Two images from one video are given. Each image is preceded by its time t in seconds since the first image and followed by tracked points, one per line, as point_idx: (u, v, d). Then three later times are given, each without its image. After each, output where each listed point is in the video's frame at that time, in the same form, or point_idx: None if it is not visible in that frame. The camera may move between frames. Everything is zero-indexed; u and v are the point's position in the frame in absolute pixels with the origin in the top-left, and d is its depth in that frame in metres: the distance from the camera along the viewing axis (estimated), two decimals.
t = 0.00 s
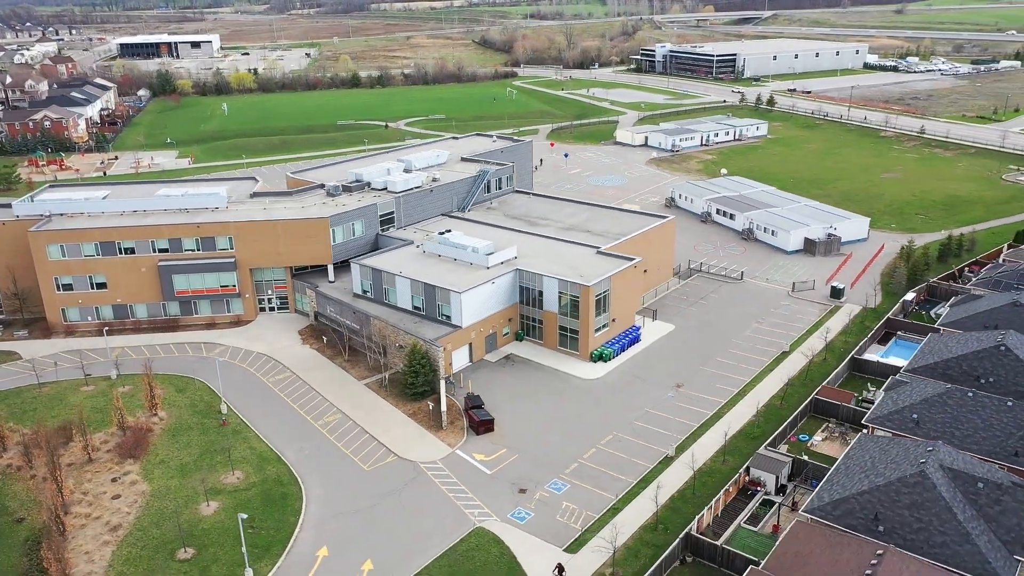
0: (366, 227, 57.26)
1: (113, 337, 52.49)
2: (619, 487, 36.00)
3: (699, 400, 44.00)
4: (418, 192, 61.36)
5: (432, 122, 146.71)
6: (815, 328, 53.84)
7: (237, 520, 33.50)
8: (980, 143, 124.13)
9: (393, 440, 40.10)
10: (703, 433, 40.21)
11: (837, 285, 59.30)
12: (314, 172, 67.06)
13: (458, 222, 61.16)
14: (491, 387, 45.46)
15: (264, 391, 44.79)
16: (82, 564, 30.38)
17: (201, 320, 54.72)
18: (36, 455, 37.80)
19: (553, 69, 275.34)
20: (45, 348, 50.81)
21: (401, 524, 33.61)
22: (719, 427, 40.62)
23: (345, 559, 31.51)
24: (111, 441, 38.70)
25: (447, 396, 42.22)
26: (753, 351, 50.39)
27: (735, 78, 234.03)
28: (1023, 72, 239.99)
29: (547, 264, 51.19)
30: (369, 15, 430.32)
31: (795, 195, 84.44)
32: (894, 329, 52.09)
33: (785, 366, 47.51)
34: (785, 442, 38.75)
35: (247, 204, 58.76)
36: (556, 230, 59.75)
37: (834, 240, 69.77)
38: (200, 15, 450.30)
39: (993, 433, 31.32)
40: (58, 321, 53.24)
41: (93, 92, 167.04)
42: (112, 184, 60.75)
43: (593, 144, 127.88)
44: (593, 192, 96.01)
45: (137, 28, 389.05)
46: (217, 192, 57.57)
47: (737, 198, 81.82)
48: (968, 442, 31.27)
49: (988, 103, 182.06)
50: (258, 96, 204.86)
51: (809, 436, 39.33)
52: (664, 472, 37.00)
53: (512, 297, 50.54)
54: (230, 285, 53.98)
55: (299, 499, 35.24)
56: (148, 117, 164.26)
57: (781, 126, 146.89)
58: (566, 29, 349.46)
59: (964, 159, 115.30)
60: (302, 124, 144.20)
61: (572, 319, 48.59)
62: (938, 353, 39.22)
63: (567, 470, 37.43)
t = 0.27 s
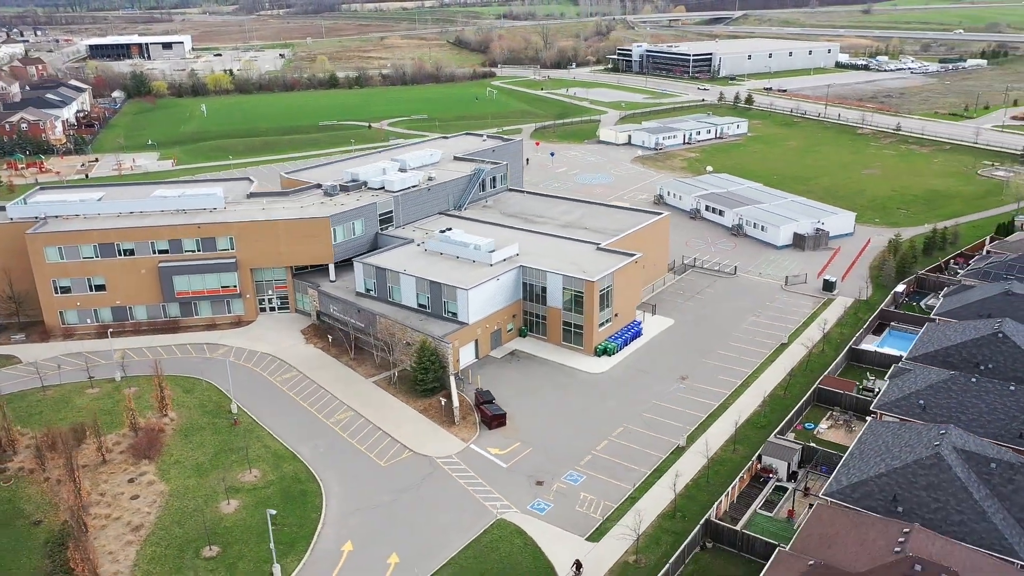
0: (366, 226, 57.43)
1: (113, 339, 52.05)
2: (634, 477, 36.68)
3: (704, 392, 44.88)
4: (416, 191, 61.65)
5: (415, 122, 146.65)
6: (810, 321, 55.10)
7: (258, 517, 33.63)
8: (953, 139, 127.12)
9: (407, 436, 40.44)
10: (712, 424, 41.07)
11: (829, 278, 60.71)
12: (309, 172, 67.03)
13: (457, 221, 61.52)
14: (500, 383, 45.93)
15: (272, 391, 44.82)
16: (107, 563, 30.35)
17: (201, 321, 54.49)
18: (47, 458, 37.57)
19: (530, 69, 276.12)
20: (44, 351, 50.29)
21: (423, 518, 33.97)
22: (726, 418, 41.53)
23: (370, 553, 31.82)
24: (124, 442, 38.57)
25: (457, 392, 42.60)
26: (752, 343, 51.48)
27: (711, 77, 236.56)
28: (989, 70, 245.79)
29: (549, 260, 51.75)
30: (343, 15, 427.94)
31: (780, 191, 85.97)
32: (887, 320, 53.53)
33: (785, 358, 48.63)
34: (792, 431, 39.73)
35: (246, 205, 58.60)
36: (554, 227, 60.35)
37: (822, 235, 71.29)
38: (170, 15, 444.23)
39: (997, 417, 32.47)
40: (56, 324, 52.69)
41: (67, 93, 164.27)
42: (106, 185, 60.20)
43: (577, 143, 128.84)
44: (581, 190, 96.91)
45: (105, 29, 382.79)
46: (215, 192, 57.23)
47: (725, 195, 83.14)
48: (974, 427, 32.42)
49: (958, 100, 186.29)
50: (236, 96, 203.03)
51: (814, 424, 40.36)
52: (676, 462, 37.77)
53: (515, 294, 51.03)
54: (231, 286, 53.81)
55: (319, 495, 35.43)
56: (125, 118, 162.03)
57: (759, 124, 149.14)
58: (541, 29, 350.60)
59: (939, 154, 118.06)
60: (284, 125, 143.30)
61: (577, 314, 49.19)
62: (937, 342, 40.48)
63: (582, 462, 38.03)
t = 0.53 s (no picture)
0: (366, 225, 57.59)
1: (113, 341, 51.64)
2: (649, 468, 37.37)
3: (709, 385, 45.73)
4: (415, 190, 61.92)
5: (399, 121, 146.53)
6: (806, 313, 56.33)
7: (280, 514, 33.78)
8: (929, 136, 129.96)
9: (421, 432, 40.75)
10: (719, 415, 41.91)
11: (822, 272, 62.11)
12: (305, 172, 67.00)
13: (455, 219, 61.88)
14: (508, 378, 46.41)
15: (282, 390, 44.85)
16: (133, 563, 30.34)
17: (203, 322, 54.25)
18: (61, 460, 37.39)
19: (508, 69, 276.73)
20: (45, 354, 49.77)
21: (445, 512, 34.30)
22: (734, 409, 42.40)
23: (396, 546, 32.10)
24: (138, 443, 38.49)
25: (468, 388, 42.98)
26: (752, 336, 52.53)
27: (688, 76, 238.88)
28: (957, 68, 251.14)
29: (552, 257, 52.32)
30: (318, 16, 425.32)
31: (767, 188, 87.43)
32: (881, 311, 55.02)
33: (785, 351, 49.70)
34: (798, 420, 40.67)
35: (244, 205, 58.46)
36: (552, 225, 60.96)
37: (812, 230, 72.78)
38: (140, 16, 438.06)
39: (1000, 401, 33.69)
40: (55, 327, 52.15)
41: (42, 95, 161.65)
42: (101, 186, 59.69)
43: (562, 142, 129.71)
44: (570, 188, 97.71)
45: (74, 30, 376.53)
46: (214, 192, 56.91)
47: (714, 192, 84.41)
48: (979, 411, 33.55)
49: (931, 98, 190.21)
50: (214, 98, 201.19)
51: (820, 413, 41.35)
52: (689, 451, 38.51)
53: (519, 290, 51.55)
54: (233, 286, 53.65)
55: (339, 492, 35.62)
56: (102, 120, 159.85)
57: (740, 122, 151.22)
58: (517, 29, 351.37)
59: (916, 151, 120.68)
60: (267, 126, 142.37)
61: (581, 309, 49.85)
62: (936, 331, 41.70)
63: (597, 453, 38.65)
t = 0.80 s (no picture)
0: (368, 224, 57.77)
1: (115, 343, 51.27)
2: (663, 458, 38.12)
3: (714, 377, 46.59)
4: (414, 189, 62.22)
5: (383, 121, 146.22)
6: (802, 307, 57.61)
7: (303, 510, 33.96)
8: (907, 133, 132.60)
9: (435, 427, 41.11)
10: (727, 406, 42.82)
11: (815, 266, 63.53)
12: (302, 172, 66.97)
13: (454, 218, 62.22)
14: (516, 374, 46.96)
15: (292, 389, 44.89)
16: (161, 561, 30.38)
17: (205, 323, 54.04)
18: (76, 462, 37.23)
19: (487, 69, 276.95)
20: (47, 357, 49.29)
21: (467, 504, 34.70)
22: (741, 399, 43.32)
23: (422, 539, 32.46)
24: (153, 443, 38.42)
25: (480, 383, 43.42)
26: (751, 329, 53.61)
27: (666, 75, 240.85)
28: (928, 67, 256.10)
29: (555, 253, 52.93)
30: (292, 16, 422.19)
31: (755, 184, 88.82)
32: (874, 303, 56.55)
33: (785, 343, 50.80)
34: (804, 409, 41.67)
35: (244, 205, 58.30)
36: (551, 222, 61.55)
37: (801, 225, 74.25)
38: (110, 16, 431.43)
39: (1003, 386, 34.90)
40: (55, 329, 51.63)
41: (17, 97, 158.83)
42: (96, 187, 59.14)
43: (547, 141, 130.41)
44: (560, 186, 98.42)
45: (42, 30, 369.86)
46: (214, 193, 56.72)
47: (704, 189, 85.62)
48: (984, 396, 34.75)
49: (905, 96, 193.95)
50: (192, 98, 199.10)
51: (824, 402, 42.40)
52: (701, 441, 39.33)
53: (523, 287, 52.12)
54: (235, 286, 53.53)
55: (359, 487, 35.85)
56: (80, 122, 157.43)
57: (721, 120, 153.13)
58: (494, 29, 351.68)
59: (895, 147, 123.14)
60: (249, 126, 141.21)
61: (585, 305, 50.56)
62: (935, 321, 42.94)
63: (611, 445, 39.34)
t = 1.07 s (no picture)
0: (369, 223, 57.92)
1: (118, 345, 50.92)
2: (676, 448, 38.86)
3: (718, 370, 47.46)
4: (413, 188, 62.47)
5: (367, 121, 145.82)
6: (797, 300, 58.86)
7: (326, 506, 34.15)
8: (885, 130, 135.21)
9: (449, 423, 41.47)
10: (734, 397, 43.72)
11: (808, 260, 64.82)
12: (298, 172, 66.96)
13: (454, 216, 62.53)
14: (525, 370, 47.48)
15: (301, 388, 44.90)
16: (190, 559, 30.46)
17: (207, 324, 53.83)
18: (92, 463, 37.07)
19: (466, 69, 277.07)
20: (50, 360, 48.84)
21: (488, 498, 35.13)
22: (747, 391, 44.25)
23: (447, 532, 32.85)
24: (168, 443, 38.35)
25: (491, 379, 43.85)
26: (751, 324, 54.60)
27: (645, 75, 242.66)
28: (900, 65, 260.83)
29: (558, 250, 53.48)
30: (267, 17, 418.61)
31: (743, 181, 90.13)
32: (868, 296, 57.90)
33: (785, 336, 51.88)
34: (809, 398, 42.67)
35: (244, 205, 58.12)
36: (550, 220, 62.12)
37: (792, 220, 75.62)
38: (80, 17, 424.50)
39: (1005, 373, 36.15)
40: (56, 332, 51.14)
41: None
42: (92, 189, 58.58)
43: (533, 140, 131.06)
44: (550, 185, 99.09)
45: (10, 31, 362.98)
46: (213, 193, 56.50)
47: (694, 186, 86.78)
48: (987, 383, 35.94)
49: (880, 94, 197.45)
50: (169, 100, 196.86)
51: (828, 392, 43.45)
52: (712, 431, 40.19)
53: (527, 284, 52.63)
54: (238, 287, 53.43)
55: (379, 483, 36.09)
56: (57, 123, 154.96)
57: (703, 118, 154.92)
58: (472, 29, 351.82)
59: (875, 144, 125.46)
60: (232, 127, 140.02)
61: (589, 301, 51.21)
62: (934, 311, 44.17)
63: (624, 437, 40.02)
